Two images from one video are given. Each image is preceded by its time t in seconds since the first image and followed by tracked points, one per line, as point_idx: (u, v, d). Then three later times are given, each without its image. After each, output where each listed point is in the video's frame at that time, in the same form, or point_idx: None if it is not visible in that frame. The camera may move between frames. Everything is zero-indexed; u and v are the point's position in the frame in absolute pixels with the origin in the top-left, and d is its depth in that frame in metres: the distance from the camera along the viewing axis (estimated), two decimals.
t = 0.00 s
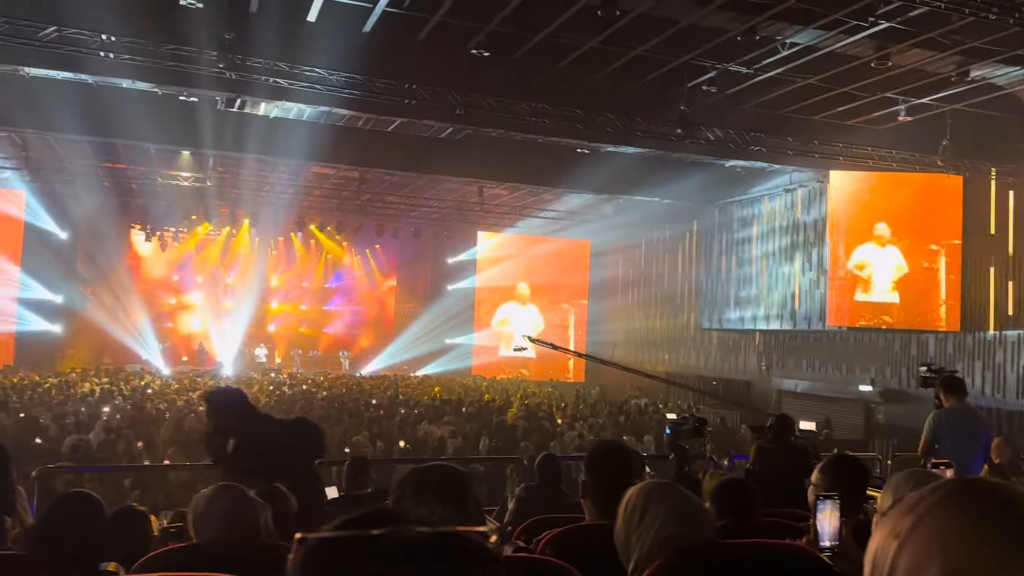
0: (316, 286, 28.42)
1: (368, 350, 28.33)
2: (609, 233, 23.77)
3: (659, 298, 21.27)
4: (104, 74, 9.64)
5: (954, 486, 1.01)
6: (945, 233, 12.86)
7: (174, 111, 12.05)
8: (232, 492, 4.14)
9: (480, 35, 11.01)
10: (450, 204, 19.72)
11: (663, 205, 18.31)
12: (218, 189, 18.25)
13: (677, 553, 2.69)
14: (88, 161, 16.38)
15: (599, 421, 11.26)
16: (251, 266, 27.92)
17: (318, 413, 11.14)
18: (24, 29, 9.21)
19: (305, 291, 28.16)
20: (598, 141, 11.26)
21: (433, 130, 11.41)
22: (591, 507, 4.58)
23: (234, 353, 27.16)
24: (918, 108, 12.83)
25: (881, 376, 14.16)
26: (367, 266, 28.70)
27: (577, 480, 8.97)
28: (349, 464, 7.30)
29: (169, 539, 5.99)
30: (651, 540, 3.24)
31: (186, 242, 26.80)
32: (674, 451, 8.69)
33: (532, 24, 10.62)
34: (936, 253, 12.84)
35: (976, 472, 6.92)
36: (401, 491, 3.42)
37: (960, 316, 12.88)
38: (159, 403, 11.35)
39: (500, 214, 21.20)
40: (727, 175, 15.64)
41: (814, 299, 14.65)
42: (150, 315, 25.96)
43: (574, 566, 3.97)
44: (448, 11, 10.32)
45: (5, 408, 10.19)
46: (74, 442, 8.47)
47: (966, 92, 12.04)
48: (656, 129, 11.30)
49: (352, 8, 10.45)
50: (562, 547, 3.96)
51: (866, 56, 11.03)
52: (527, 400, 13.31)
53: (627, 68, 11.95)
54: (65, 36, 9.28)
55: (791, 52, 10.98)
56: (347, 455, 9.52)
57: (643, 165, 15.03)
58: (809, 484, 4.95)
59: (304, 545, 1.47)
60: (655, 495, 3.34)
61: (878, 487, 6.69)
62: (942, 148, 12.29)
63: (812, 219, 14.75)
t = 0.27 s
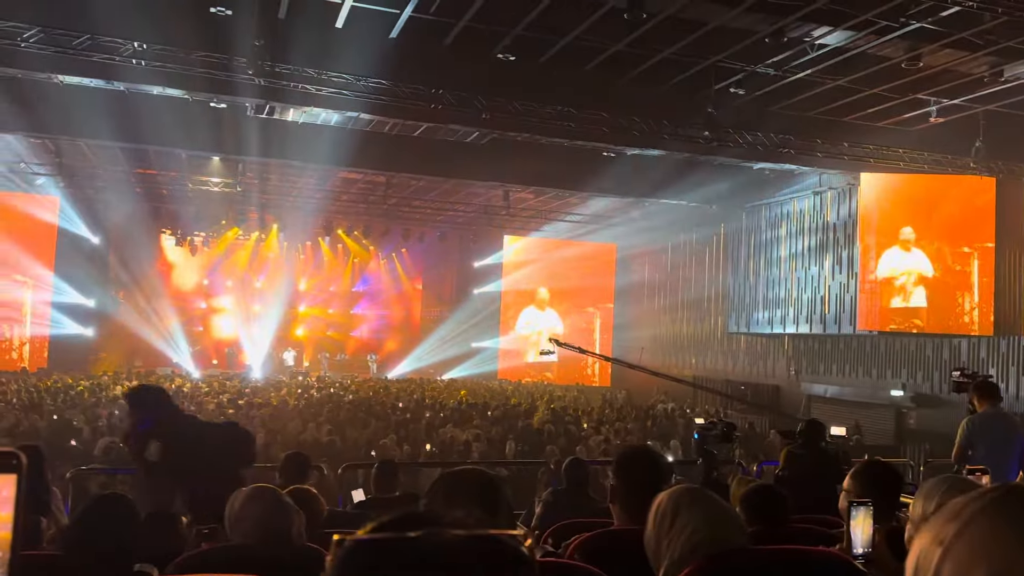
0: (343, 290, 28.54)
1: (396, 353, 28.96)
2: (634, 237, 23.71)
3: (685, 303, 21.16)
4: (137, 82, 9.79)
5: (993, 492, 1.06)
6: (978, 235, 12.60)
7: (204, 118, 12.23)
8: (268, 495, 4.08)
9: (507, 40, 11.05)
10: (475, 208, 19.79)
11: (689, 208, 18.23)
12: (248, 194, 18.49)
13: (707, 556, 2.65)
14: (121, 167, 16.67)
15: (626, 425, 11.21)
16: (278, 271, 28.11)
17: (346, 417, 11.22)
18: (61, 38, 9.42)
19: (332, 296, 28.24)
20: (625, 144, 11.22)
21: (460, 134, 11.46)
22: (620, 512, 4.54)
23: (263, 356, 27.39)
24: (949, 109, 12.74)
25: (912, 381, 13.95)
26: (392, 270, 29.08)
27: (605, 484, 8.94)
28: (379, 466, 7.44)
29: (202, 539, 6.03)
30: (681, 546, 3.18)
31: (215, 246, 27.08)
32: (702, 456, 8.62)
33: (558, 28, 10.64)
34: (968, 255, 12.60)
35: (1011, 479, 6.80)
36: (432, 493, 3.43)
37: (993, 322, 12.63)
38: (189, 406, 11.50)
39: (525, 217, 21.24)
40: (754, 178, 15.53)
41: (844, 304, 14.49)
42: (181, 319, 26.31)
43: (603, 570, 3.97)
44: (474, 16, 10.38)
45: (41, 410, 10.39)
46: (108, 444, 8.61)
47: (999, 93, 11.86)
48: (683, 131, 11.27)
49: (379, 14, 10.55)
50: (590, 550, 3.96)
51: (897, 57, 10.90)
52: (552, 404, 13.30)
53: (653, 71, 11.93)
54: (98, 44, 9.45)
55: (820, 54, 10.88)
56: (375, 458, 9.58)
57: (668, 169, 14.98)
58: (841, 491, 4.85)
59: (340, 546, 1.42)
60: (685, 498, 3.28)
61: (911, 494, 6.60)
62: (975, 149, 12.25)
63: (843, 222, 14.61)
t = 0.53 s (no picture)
0: (361, 291, 28.68)
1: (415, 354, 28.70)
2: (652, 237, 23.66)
3: (703, 306, 21.06)
4: (156, 85, 9.88)
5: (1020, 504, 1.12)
6: (999, 235, 12.26)
7: (224, 122, 12.36)
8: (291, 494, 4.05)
9: (524, 42, 11.06)
10: (492, 210, 19.82)
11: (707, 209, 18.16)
12: (267, 197, 18.66)
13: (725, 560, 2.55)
14: (143, 170, 16.89)
15: (643, 428, 11.19)
16: (296, 275, 28.38)
17: (363, 418, 11.29)
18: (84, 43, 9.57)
19: (350, 298, 28.51)
20: (642, 145, 11.20)
21: (476, 136, 11.48)
22: (640, 518, 4.52)
23: (281, 358, 27.79)
24: (970, 111, 12.70)
25: (934, 384, 13.79)
26: (410, 275, 28.80)
27: (623, 486, 8.92)
28: (399, 468, 7.49)
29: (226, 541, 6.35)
30: (703, 549, 3.03)
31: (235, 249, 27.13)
32: (721, 460, 8.55)
33: (575, 30, 10.64)
34: (989, 257, 12.25)
35: None
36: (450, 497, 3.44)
37: (1016, 327, 12.29)
38: (209, 406, 11.62)
39: (544, 218, 21.29)
40: (774, 179, 15.46)
41: (865, 306, 14.37)
42: (202, 322, 26.53)
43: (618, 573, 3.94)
44: (491, 18, 10.39)
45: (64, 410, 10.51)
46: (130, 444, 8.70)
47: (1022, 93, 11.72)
48: (701, 133, 11.22)
49: (397, 17, 10.59)
50: (608, 551, 3.95)
51: (918, 57, 10.79)
52: (569, 406, 13.31)
53: (671, 72, 11.89)
54: (119, 48, 9.58)
55: (839, 54, 10.82)
56: (392, 460, 9.65)
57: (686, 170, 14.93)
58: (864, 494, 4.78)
59: (361, 547, 1.46)
60: (706, 501, 3.11)
61: (934, 498, 6.52)
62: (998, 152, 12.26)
63: (863, 224, 14.50)
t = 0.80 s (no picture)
0: (385, 293, 28.56)
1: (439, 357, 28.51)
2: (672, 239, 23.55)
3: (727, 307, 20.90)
4: (182, 89, 9.99)
5: None
6: None
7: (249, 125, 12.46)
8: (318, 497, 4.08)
9: (547, 44, 11.07)
10: (513, 212, 19.82)
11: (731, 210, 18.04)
12: (291, 199, 18.79)
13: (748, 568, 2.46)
14: (169, 174, 17.09)
15: (666, 430, 11.12)
16: (320, 276, 28.13)
17: (387, 419, 11.34)
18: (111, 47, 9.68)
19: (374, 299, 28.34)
20: (666, 146, 11.18)
21: (499, 138, 11.51)
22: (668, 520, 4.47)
23: (306, 359, 27.58)
24: (999, 109, 12.50)
25: (962, 387, 13.58)
26: (435, 276, 28.68)
27: (649, 488, 8.88)
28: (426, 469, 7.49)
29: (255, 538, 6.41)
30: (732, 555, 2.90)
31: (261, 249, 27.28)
32: (747, 463, 8.47)
33: (598, 32, 10.63)
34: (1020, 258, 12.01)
35: None
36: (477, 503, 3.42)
37: None
38: (234, 407, 11.72)
39: (567, 219, 21.29)
40: (800, 180, 15.34)
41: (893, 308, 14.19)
42: (229, 322, 26.48)
43: None
44: (514, 21, 10.41)
45: (93, 410, 10.63)
46: (158, 444, 8.77)
47: None
48: (724, 134, 11.17)
49: (420, 20, 10.63)
50: (637, 553, 3.93)
51: (946, 56, 10.67)
52: (592, 408, 13.28)
53: (694, 72, 11.83)
54: (147, 53, 9.71)
55: (865, 54, 10.72)
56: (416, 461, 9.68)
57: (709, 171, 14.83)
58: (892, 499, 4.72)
59: (401, 548, 1.62)
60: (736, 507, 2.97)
61: (967, 503, 6.42)
62: None
63: (891, 224, 14.33)
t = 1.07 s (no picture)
0: (400, 294, 28.56)
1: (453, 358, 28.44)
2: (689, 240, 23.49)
3: (744, 308, 20.82)
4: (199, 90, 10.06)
5: None
6: None
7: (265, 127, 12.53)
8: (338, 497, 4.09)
9: (561, 44, 11.06)
10: (527, 212, 19.81)
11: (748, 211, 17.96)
12: (307, 200, 18.90)
13: None
14: (187, 175, 17.23)
15: (681, 432, 11.09)
16: (336, 276, 28.42)
17: (402, 420, 11.37)
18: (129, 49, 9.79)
19: (388, 300, 28.41)
20: (681, 146, 11.15)
21: (514, 138, 11.52)
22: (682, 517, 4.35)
23: (322, 359, 27.75)
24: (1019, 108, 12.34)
25: (982, 389, 13.44)
26: (451, 276, 28.60)
27: (667, 490, 8.85)
28: (444, 471, 7.58)
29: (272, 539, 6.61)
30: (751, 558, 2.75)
31: (278, 251, 27.69)
32: (763, 465, 8.41)
33: (613, 31, 10.61)
34: None
35: None
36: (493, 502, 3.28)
37: None
38: (250, 407, 11.79)
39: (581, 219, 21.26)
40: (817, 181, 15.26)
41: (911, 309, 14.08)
42: (247, 323, 26.84)
43: None
44: (529, 21, 10.41)
45: (112, 410, 10.72)
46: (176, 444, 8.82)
47: None
48: (742, 134, 11.11)
49: (436, 20, 10.64)
50: (653, 554, 3.92)
51: (965, 55, 10.57)
52: (606, 409, 13.26)
53: (711, 71, 11.77)
54: (165, 55, 9.79)
55: (882, 53, 10.65)
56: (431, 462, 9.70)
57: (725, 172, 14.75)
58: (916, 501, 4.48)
59: (425, 548, 1.55)
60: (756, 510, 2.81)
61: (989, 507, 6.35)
62: None
63: (909, 224, 14.23)
